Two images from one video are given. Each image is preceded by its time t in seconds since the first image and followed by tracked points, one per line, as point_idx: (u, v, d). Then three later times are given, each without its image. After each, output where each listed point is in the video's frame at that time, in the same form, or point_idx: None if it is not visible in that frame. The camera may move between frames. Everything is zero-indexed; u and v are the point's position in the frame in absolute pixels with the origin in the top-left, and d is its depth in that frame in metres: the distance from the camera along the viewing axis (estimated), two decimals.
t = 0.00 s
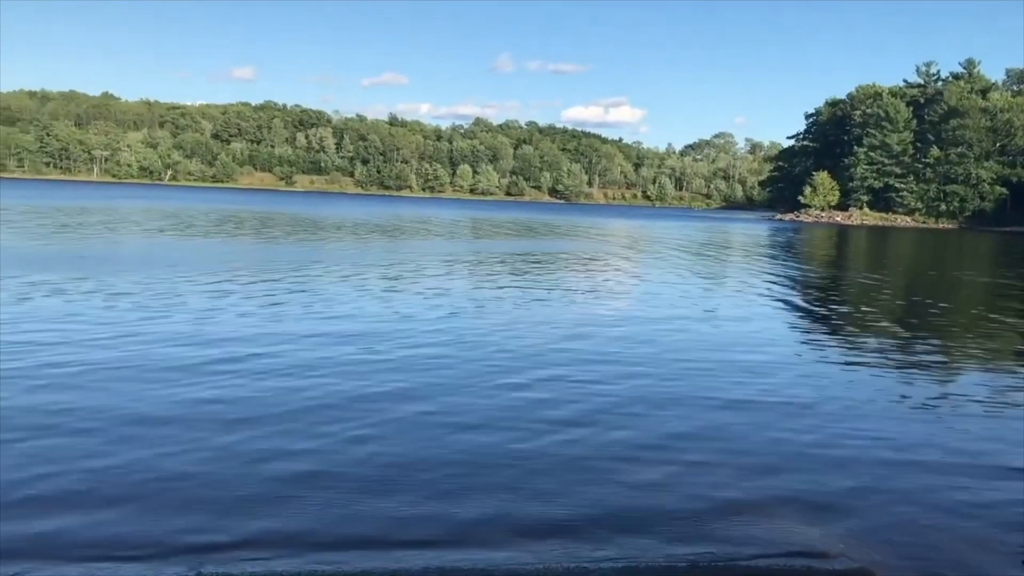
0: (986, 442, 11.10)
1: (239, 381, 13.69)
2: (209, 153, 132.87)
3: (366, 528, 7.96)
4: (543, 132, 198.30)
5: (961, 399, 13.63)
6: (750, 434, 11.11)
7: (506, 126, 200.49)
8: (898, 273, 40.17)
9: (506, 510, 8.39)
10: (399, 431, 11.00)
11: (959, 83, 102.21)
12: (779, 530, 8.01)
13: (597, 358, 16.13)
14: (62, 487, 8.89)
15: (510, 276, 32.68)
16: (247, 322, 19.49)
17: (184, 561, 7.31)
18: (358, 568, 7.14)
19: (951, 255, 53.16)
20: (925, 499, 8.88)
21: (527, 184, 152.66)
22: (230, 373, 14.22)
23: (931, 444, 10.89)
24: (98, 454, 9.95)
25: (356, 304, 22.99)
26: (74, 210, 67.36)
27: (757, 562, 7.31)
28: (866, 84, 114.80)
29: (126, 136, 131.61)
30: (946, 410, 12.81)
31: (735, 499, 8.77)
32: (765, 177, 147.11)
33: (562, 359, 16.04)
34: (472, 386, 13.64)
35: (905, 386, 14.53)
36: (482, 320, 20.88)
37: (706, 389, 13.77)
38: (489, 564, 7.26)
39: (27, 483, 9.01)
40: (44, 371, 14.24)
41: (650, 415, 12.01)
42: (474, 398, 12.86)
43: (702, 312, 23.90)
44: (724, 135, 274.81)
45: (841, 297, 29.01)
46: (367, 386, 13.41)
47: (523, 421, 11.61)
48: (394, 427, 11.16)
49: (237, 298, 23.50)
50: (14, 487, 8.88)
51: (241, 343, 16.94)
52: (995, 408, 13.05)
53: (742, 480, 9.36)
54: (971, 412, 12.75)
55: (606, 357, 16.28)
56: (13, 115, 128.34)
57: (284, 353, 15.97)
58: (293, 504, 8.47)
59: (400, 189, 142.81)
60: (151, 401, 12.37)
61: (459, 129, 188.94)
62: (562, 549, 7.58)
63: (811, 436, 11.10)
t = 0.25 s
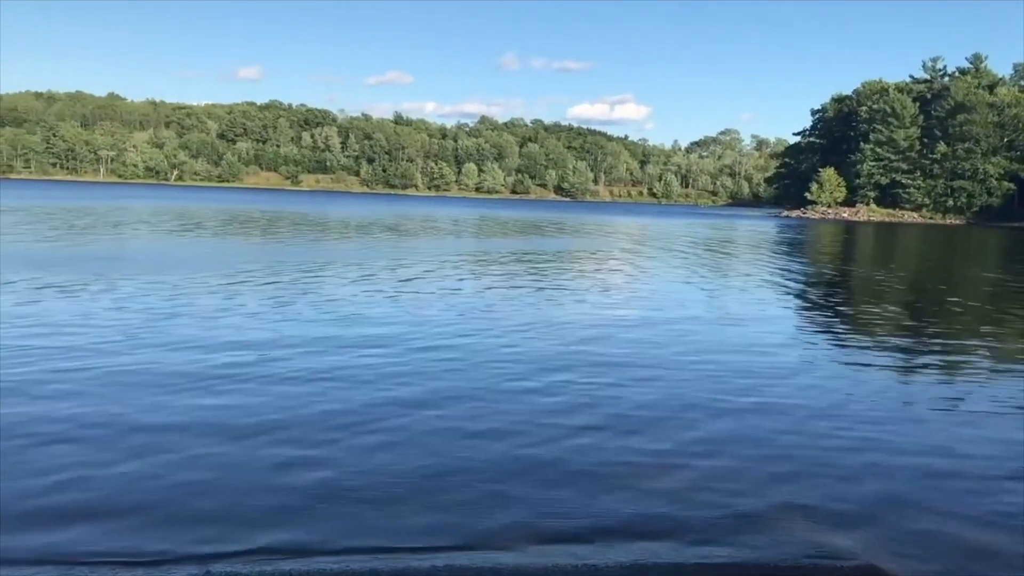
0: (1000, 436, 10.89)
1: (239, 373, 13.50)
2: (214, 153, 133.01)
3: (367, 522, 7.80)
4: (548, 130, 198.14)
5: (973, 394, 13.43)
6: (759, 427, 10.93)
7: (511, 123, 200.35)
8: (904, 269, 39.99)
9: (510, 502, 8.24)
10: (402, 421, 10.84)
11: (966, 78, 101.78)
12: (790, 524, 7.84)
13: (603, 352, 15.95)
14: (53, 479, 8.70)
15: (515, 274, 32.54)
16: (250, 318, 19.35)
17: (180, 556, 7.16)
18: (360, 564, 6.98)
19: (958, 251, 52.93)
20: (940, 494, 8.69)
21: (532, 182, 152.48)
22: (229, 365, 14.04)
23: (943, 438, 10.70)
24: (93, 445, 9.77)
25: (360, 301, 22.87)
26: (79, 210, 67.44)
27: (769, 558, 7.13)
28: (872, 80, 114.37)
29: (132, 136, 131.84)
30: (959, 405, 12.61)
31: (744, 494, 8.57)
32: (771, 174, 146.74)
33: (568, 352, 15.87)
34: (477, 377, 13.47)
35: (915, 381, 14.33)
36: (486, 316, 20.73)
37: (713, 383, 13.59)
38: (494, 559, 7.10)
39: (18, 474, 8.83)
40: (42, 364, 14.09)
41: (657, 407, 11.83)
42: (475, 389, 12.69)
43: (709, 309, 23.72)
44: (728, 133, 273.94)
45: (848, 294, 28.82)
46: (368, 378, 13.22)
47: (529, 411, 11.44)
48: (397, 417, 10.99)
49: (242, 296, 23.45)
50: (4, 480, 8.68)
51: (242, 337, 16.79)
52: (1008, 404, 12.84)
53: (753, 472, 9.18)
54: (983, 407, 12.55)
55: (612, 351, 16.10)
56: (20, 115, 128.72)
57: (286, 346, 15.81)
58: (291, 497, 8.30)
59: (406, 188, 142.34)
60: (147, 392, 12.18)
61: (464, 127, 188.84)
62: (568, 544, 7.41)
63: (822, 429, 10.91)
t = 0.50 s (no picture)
0: (1005, 432, 10.93)
1: (246, 376, 13.59)
2: (217, 153, 133.17)
3: (376, 523, 7.86)
4: (550, 126, 198.00)
5: (980, 390, 13.43)
6: (764, 426, 10.97)
7: (514, 120, 200.20)
8: (909, 262, 39.95)
9: (518, 503, 8.29)
10: (409, 424, 10.89)
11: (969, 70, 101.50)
12: (796, 523, 7.89)
13: (608, 351, 15.98)
14: (64, 484, 8.79)
15: (519, 271, 32.54)
16: (257, 319, 19.47)
17: (190, 557, 7.24)
18: (371, 562, 7.06)
19: (962, 243, 52.82)
20: (946, 491, 8.73)
21: (536, 179, 152.28)
22: (235, 368, 14.09)
23: (948, 435, 10.74)
24: (101, 450, 9.84)
25: (365, 301, 22.89)
26: (84, 210, 67.61)
27: (776, 555, 7.18)
28: (875, 72, 114.07)
29: (135, 136, 132.11)
30: (965, 401, 12.63)
31: (751, 492, 8.61)
32: (774, 168, 146.49)
33: (574, 352, 15.89)
34: (483, 378, 13.51)
35: (920, 376, 14.36)
36: (492, 316, 20.82)
37: (719, 381, 13.61)
38: (503, 557, 7.16)
39: (29, 479, 8.92)
40: (51, 368, 14.22)
41: (663, 407, 11.87)
42: (481, 389, 12.77)
43: (714, 305, 23.70)
44: (732, 127, 273.60)
45: (852, 288, 28.80)
46: (374, 379, 13.31)
47: (536, 413, 11.47)
48: (404, 420, 11.05)
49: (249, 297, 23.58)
50: (14, 484, 8.78)
51: (250, 338, 16.90)
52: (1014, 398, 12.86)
53: (759, 471, 9.22)
54: (989, 402, 12.57)
55: (617, 350, 16.12)
56: (23, 118, 129.03)
57: (293, 347, 15.90)
58: (300, 499, 8.38)
59: (409, 186, 141.99)
60: (156, 395, 12.28)
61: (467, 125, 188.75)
62: (576, 543, 7.47)
63: (827, 428, 10.94)
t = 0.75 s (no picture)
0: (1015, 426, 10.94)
1: (257, 377, 13.63)
2: (222, 152, 133.22)
3: (389, 523, 7.90)
4: (554, 121, 197.70)
5: (989, 382, 13.43)
6: (773, 423, 10.98)
7: (518, 116, 199.90)
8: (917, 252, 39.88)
9: (530, 503, 8.31)
10: (419, 425, 10.91)
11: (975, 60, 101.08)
12: (808, 518, 7.90)
13: (616, 349, 15.99)
14: (79, 489, 8.83)
15: (526, 268, 32.45)
16: (267, 321, 19.50)
17: (205, 559, 7.27)
18: (384, 560, 7.09)
19: (970, 233, 52.59)
20: (958, 486, 8.74)
21: (541, 174, 152.01)
22: (244, 371, 14.13)
23: (959, 430, 10.73)
24: (114, 455, 9.90)
25: (372, 301, 22.88)
26: (90, 211, 67.63)
27: (788, 549, 7.20)
28: (879, 63, 113.67)
29: (140, 137, 132.22)
30: (975, 394, 12.62)
31: (761, 489, 8.63)
32: (780, 160, 146.05)
33: (582, 350, 15.88)
34: (493, 378, 13.52)
35: (930, 369, 14.35)
36: (501, 313, 20.82)
37: (728, 379, 13.60)
38: (517, 555, 7.19)
39: (43, 486, 8.95)
40: (62, 372, 14.26)
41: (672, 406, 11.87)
42: (492, 389, 12.80)
43: (722, 299, 23.61)
44: (736, 119, 273.12)
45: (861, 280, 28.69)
46: (385, 379, 13.34)
47: (546, 413, 11.48)
48: (414, 422, 11.06)
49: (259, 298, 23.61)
50: (29, 491, 8.81)
51: (259, 340, 16.93)
52: None
53: (769, 469, 9.25)
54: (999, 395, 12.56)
55: (625, 348, 16.12)
56: (28, 120, 129.17)
57: (302, 349, 15.92)
58: (313, 501, 8.41)
59: (414, 183, 141.66)
60: (166, 399, 12.32)
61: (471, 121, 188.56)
62: (589, 541, 7.50)
63: (838, 425, 10.93)
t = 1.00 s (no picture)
0: None
1: (280, 381, 13.82)
2: (241, 153, 133.91)
3: (416, 527, 8.03)
4: (571, 120, 197.54)
5: (1011, 382, 13.43)
6: (794, 427, 11.03)
7: (534, 114, 199.89)
8: (937, 248, 39.79)
9: (554, 507, 8.43)
10: (443, 430, 11.04)
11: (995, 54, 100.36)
12: (828, 520, 7.97)
13: (636, 352, 16.06)
14: (111, 494, 9.02)
15: (544, 267, 32.52)
16: (289, 323, 19.68)
17: (234, 561, 7.44)
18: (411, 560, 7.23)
19: (991, 228, 52.26)
20: (980, 489, 8.78)
21: (558, 173, 151.97)
22: (269, 375, 14.30)
23: (982, 432, 10.74)
24: (143, 460, 10.09)
25: (393, 302, 23.02)
26: (111, 213, 68.19)
27: (809, 548, 7.28)
28: (898, 58, 113.01)
29: (159, 138, 133.23)
30: (997, 396, 12.62)
31: (783, 493, 8.70)
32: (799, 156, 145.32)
33: (602, 353, 15.95)
34: (515, 382, 13.63)
35: (951, 370, 14.36)
36: (522, 314, 20.92)
37: (749, 381, 13.65)
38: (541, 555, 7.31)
39: (76, 491, 9.14)
40: (89, 377, 14.48)
41: (694, 409, 11.95)
42: (514, 393, 12.91)
43: (742, 298, 23.56)
44: (754, 116, 272.01)
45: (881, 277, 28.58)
46: (407, 383, 13.48)
47: (568, 417, 11.58)
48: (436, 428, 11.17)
49: (281, 300, 23.85)
50: (62, 496, 9.00)
51: (282, 343, 17.11)
52: None
53: (791, 472, 9.32)
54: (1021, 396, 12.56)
55: (645, 351, 16.19)
56: (49, 123, 130.34)
57: (324, 353, 16.08)
58: (340, 505, 8.57)
59: (431, 182, 141.90)
60: (192, 404, 12.52)
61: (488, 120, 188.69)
62: (611, 542, 7.63)
63: (859, 428, 10.97)
